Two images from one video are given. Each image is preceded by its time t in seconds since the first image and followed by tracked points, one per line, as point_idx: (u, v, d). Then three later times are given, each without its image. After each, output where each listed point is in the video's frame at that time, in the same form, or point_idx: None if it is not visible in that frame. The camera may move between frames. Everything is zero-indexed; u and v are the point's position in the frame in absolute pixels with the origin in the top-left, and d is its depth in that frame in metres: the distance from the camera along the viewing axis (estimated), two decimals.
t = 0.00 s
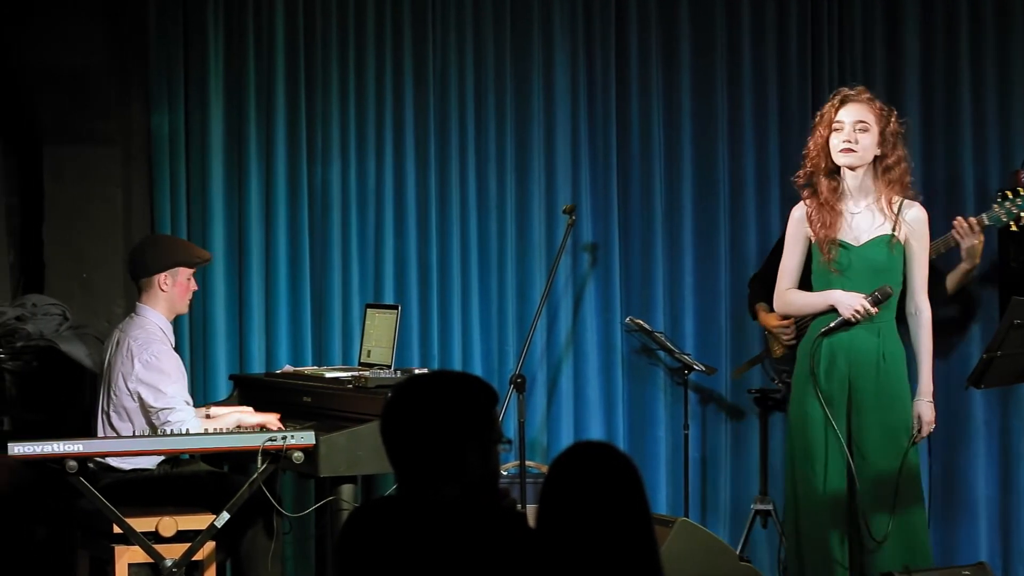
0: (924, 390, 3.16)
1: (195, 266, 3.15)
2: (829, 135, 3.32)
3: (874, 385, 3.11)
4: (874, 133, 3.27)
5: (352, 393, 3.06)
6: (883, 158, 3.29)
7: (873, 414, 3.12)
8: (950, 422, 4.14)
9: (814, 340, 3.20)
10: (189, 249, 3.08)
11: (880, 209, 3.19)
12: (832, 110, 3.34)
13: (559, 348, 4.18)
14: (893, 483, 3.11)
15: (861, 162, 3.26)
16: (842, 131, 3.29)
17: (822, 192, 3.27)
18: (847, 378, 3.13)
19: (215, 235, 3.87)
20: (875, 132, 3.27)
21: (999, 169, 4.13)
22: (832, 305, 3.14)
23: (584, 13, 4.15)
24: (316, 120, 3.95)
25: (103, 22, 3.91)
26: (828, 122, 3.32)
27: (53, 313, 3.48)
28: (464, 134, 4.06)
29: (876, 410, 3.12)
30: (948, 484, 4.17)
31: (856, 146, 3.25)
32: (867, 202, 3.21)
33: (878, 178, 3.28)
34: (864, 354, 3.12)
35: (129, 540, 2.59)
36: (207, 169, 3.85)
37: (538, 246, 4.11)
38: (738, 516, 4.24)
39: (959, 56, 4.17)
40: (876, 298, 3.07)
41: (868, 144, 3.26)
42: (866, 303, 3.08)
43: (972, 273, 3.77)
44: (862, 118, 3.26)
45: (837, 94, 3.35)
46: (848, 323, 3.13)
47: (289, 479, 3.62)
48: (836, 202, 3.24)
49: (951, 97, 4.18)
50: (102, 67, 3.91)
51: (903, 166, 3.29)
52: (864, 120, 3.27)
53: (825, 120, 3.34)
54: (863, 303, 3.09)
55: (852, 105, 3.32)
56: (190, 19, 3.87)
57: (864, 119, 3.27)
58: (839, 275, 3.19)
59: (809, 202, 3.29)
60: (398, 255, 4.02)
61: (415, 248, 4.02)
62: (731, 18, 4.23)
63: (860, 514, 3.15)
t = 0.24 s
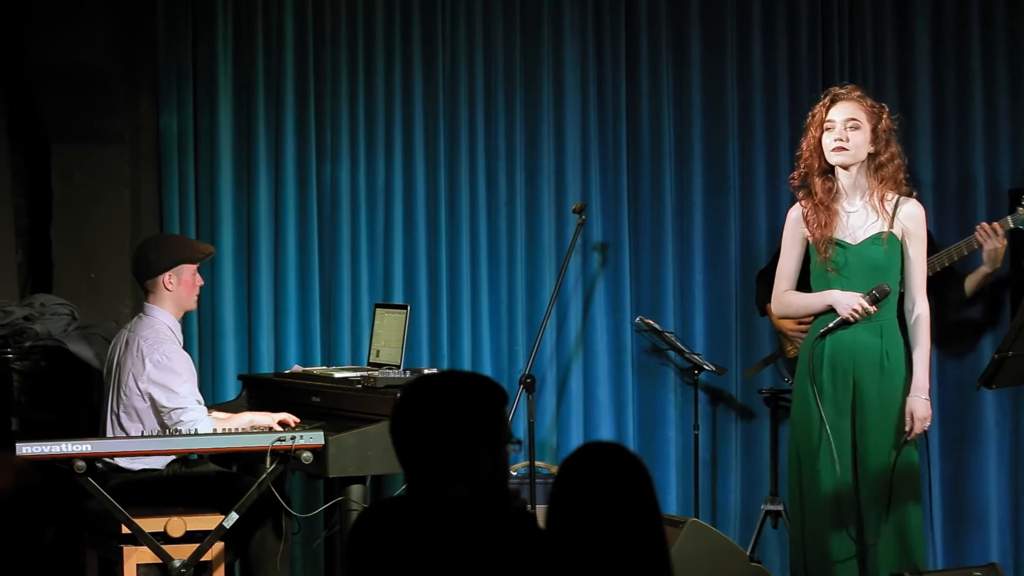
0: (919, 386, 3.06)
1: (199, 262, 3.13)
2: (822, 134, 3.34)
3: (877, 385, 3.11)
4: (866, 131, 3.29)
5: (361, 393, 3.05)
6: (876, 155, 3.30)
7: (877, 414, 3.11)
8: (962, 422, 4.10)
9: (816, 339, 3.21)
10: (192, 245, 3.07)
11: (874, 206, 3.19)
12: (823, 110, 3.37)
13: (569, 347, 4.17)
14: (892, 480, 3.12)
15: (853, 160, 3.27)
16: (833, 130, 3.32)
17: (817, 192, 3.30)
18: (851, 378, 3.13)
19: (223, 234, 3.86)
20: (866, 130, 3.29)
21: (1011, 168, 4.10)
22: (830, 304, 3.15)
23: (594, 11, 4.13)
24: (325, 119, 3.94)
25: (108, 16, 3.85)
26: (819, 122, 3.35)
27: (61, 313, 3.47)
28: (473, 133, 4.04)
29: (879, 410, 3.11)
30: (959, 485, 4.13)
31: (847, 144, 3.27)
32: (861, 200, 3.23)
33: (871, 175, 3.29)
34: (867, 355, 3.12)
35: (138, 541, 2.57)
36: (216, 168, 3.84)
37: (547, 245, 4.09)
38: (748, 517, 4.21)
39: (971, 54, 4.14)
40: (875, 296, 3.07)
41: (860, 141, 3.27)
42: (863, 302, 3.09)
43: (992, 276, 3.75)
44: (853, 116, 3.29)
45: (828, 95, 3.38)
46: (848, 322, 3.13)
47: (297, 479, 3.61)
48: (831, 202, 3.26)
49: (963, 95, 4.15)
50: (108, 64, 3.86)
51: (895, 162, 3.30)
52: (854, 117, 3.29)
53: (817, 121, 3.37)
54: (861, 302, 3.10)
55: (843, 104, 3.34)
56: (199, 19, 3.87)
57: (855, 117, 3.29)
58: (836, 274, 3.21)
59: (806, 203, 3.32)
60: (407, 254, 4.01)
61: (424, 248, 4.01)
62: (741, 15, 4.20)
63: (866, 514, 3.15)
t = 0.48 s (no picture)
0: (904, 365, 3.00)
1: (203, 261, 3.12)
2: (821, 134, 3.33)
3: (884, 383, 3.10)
4: (865, 129, 3.28)
5: (370, 394, 3.04)
6: (876, 153, 3.29)
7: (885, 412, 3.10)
8: (974, 422, 4.07)
9: (821, 339, 3.19)
10: (193, 243, 3.06)
11: (876, 204, 3.18)
12: (821, 110, 3.36)
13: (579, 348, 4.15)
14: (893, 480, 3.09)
15: (853, 159, 3.26)
16: (832, 129, 3.31)
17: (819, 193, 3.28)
18: (858, 378, 3.11)
19: (232, 234, 3.85)
20: (865, 128, 3.28)
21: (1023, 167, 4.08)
22: (836, 305, 3.12)
23: (604, 12, 4.12)
24: (334, 119, 3.93)
25: (116, 18, 3.86)
26: (818, 122, 3.35)
27: (70, 312, 3.44)
28: (483, 133, 4.03)
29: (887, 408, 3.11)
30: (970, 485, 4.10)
31: (847, 143, 3.26)
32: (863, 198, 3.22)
33: (872, 174, 3.28)
34: (875, 355, 3.09)
35: (147, 541, 2.57)
36: (225, 168, 3.83)
37: (557, 245, 4.07)
38: (759, 518, 4.19)
39: (982, 54, 4.13)
40: (880, 296, 3.04)
41: (859, 139, 3.27)
42: (870, 302, 3.06)
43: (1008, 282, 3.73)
44: (851, 114, 3.28)
45: (825, 94, 3.38)
46: (853, 323, 3.11)
47: (306, 479, 3.60)
48: (833, 202, 3.25)
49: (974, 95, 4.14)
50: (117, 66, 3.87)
51: (895, 160, 3.29)
52: (853, 116, 3.28)
53: (815, 121, 3.36)
54: (867, 302, 3.07)
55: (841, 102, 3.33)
56: (208, 19, 3.86)
57: (853, 115, 3.29)
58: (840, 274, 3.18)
59: (808, 205, 3.31)
60: (416, 255, 4.00)
61: (434, 249, 3.99)
62: (752, 15, 4.18)
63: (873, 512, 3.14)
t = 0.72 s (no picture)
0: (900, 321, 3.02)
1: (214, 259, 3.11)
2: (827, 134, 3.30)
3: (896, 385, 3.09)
4: (871, 127, 3.24)
5: (382, 394, 3.02)
6: (883, 151, 3.25)
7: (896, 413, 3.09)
8: (989, 423, 4.03)
9: (831, 341, 3.16)
10: (202, 242, 3.05)
11: (885, 204, 3.17)
12: (827, 109, 3.33)
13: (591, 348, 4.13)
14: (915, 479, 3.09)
15: (860, 158, 3.23)
16: (839, 129, 3.27)
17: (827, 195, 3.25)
18: (870, 381, 3.09)
19: (243, 234, 3.84)
20: (872, 125, 3.24)
21: None
22: (841, 310, 3.10)
23: (616, 11, 4.10)
24: (345, 118, 3.91)
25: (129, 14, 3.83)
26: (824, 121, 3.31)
27: (81, 312, 3.44)
28: (494, 132, 4.01)
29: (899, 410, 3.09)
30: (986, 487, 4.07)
31: (854, 142, 3.23)
32: (872, 198, 3.20)
33: (880, 173, 3.24)
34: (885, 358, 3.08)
35: (157, 542, 2.55)
36: (236, 167, 3.82)
37: (569, 244, 4.06)
38: (772, 519, 4.16)
39: (996, 52, 4.10)
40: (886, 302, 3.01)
41: (866, 138, 3.23)
42: (874, 307, 3.02)
43: None
44: (857, 112, 3.24)
45: (831, 93, 3.33)
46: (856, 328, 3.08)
47: (316, 479, 3.59)
48: (842, 203, 3.22)
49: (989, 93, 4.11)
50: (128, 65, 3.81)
51: (903, 157, 3.24)
52: (859, 114, 3.24)
53: (821, 120, 3.33)
54: (869, 306, 3.03)
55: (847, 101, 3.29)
56: (219, 19, 3.85)
57: (860, 113, 3.25)
58: (850, 276, 3.15)
59: (816, 205, 3.28)
60: (428, 255, 3.98)
61: (446, 249, 3.97)
62: (765, 13, 4.16)
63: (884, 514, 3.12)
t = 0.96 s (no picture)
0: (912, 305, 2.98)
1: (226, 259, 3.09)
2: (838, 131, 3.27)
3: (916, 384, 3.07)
4: (882, 123, 3.21)
5: (393, 392, 3.00)
6: (895, 146, 3.21)
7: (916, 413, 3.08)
8: (1005, 423, 3.98)
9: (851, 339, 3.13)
10: (216, 241, 3.03)
11: (898, 200, 3.13)
12: (837, 108, 3.30)
13: (603, 346, 4.09)
14: (937, 472, 3.07)
15: (872, 155, 3.20)
16: (849, 126, 3.24)
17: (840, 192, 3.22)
18: (891, 379, 3.07)
19: (254, 231, 3.81)
20: (883, 121, 3.21)
21: None
22: (849, 308, 3.07)
23: (629, 8, 4.09)
24: (356, 114, 3.89)
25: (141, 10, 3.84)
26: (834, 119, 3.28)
27: (90, 310, 3.39)
28: (507, 128, 4.00)
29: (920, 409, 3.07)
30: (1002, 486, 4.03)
31: (865, 138, 3.20)
32: (886, 194, 3.16)
33: (892, 168, 3.20)
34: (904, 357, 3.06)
35: (168, 541, 2.54)
36: (247, 165, 3.79)
37: (582, 241, 4.04)
38: (786, 518, 4.13)
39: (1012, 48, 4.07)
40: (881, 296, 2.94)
41: (877, 134, 3.20)
42: (874, 302, 2.98)
43: None
44: (867, 108, 3.21)
45: (839, 92, 3.32)
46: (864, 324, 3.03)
47: (328, 479, 3.58)
48: (855, 200, 3.19)
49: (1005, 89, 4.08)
50: (143, 62, 3.84)
51: (915, 151, 3.20)
52: (869, 110, 3.22)
53: (831, 119, 3.30)
54: (869, 301, 2.99)
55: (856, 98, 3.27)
56: (230, 15, 3.82)
57: (870, 109, 3.22)
58: (863, 273, 3.13)
59: (828, 203, 3.25)
60: (440, 251, 3.96)
61: (458, 247, 3.95)
62: (779, 10, 4.15)
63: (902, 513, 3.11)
